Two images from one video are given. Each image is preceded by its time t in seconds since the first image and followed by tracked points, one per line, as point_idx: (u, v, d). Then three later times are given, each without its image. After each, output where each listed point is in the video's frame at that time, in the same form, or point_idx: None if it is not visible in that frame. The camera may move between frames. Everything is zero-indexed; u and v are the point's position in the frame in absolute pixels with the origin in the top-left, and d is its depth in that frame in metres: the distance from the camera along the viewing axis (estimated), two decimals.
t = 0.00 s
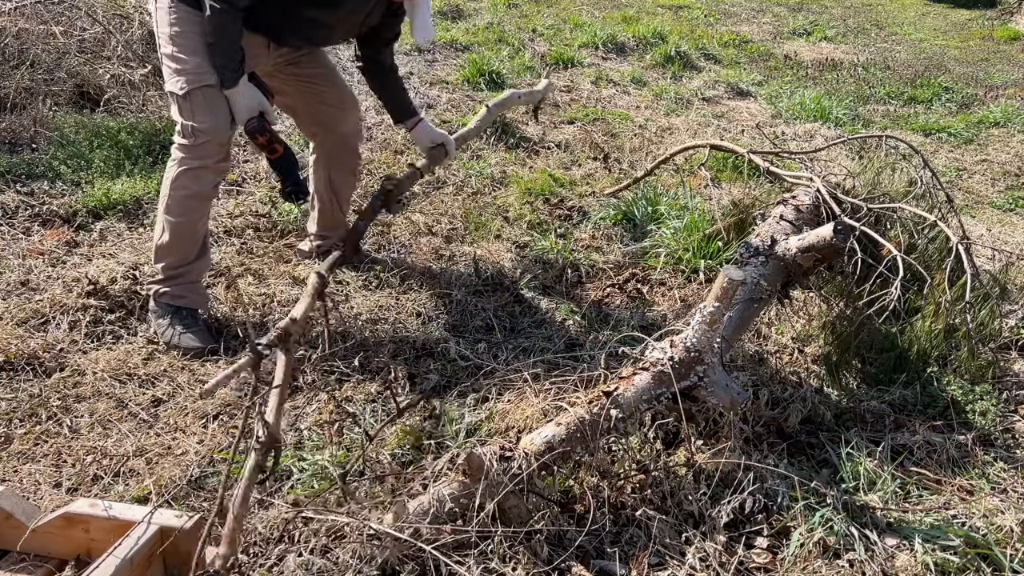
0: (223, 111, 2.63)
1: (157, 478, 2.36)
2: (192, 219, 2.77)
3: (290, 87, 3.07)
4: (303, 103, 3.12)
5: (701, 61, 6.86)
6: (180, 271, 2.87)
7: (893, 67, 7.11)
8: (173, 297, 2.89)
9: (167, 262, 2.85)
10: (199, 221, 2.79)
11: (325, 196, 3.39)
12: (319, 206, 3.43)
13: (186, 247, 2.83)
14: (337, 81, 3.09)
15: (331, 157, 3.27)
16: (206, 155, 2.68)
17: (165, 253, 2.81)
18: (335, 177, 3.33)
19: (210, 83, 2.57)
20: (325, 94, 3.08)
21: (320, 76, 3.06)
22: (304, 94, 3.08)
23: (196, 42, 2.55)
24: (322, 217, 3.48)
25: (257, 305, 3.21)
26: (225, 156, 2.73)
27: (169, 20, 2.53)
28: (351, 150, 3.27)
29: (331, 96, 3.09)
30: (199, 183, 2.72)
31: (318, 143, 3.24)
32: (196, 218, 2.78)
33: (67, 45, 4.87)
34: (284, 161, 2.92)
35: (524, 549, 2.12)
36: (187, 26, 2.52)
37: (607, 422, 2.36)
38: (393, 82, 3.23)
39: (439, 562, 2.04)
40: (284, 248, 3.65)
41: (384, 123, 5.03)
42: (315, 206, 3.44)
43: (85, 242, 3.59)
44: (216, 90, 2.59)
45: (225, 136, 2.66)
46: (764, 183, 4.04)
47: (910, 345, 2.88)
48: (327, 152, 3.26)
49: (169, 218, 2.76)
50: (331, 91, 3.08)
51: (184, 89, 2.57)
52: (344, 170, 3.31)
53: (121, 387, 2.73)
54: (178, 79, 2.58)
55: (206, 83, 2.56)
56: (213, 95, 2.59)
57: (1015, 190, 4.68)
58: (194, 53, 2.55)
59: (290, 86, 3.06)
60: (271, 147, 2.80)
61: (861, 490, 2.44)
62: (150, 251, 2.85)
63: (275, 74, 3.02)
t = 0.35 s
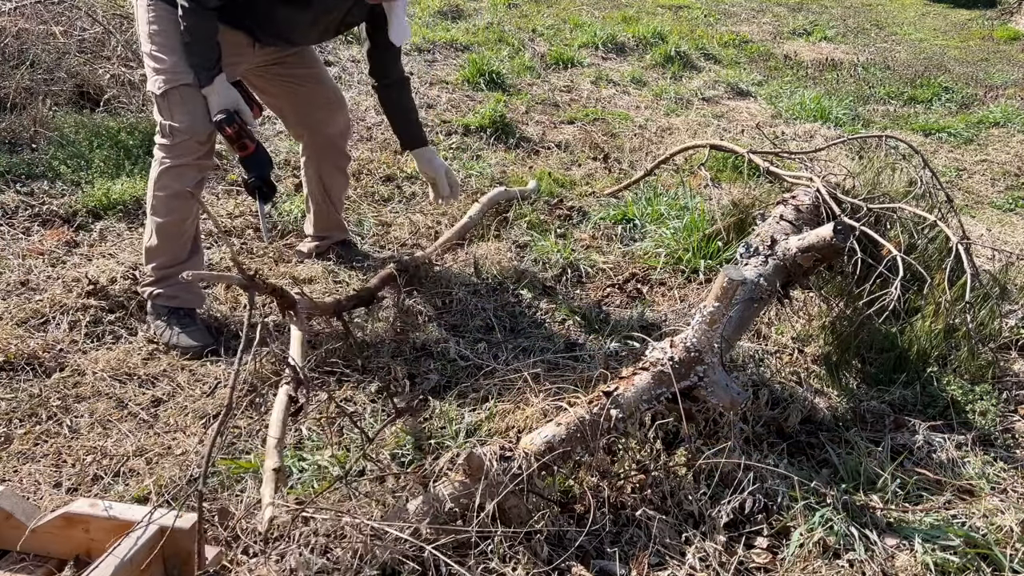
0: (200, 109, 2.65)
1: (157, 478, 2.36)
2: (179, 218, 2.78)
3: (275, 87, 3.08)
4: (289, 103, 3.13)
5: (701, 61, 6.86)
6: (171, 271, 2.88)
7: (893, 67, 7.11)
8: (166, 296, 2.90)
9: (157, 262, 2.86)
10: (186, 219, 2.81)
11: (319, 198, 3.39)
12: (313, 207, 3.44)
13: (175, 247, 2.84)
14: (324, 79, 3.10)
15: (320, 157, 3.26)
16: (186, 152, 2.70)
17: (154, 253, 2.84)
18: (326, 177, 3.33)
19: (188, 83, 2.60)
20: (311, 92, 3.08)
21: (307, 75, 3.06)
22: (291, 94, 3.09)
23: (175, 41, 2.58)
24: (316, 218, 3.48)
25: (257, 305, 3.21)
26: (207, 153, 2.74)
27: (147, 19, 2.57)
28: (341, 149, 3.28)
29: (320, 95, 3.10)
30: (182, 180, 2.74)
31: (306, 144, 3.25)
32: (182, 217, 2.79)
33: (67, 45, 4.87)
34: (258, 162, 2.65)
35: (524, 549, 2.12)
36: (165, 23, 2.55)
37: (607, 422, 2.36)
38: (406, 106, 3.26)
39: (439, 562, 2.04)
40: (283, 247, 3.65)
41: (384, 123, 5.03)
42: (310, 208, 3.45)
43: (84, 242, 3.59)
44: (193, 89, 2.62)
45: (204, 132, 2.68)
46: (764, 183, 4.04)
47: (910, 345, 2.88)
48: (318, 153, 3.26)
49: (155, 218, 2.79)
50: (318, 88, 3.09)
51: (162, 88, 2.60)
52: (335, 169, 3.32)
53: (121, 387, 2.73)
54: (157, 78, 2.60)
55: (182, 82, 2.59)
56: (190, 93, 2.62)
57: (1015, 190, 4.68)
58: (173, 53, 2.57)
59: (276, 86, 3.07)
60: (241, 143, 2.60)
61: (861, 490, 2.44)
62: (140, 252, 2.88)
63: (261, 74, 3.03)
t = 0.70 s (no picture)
0: (184, 107, 2.64)
1: (157, 478, 2.35)
2: (175, 226, 2.79)
3: (255, 94, 3.09)
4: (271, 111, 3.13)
5: (701, 61, 6.86)
6: (171, 276, 2.90)
7: (893, 67, 7.11)
8: (167, 301, 2.91)
9: (157, 270, 2.88)
10: (182, 226, 2.81)
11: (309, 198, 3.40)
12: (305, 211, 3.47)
13: (173, 253, 2.85)
14: (298, 72, 3.09)
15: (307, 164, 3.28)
16: (177, 159, 2.69)
17: (152, 260, 2.85)
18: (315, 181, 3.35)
19: (170, 81, 2.61)
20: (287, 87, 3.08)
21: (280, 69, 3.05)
22: (269, 93, 3.08)
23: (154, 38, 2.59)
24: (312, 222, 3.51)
25: (257, 305, 3.21)
26: (198, 157, 2.73)
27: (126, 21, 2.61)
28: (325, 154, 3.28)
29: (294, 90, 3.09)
30: (177, 187, 2.74)
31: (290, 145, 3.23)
32: (178, 224, 2.79)
33: (67, 45, 4.88)
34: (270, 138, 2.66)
35: (524, 549, 2.12)
36: (140, 22, 2.58)
37: (607, 422, 2.37)
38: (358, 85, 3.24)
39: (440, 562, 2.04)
40: (282, 247, 3.65)
41: (384, 123, 5.03)
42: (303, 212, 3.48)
43: (84, 243, 3.59)
44: (178, 87, 2.63)
45: (192, 134, 2.67)
46: (764, 183, 4.04)
47: (910, 345, 2.88)
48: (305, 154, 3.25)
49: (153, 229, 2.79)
50: (291, 83, 3.08)
51: (147, 91, 2.62)
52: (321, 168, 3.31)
53: (121, 387, 2.73)
54: (143, 80, 2.62)
55: (165, 81, 2.60)
56: (174, 94, 2.62)
57: (1015, 190, 4.68)
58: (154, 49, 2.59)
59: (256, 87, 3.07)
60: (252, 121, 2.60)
61: (861, 490, 2.44)
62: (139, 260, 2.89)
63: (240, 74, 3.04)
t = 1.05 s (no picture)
0: (181, 115, 2.59)
1: (157, 478, 2.35)
2: (172, 235, 2.78)
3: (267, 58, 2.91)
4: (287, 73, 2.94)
5: (701, 61, 6.86)
6: (170, 283, 2.90)
7: (893, 67, 7.11)
8: (167, 305, 2.92)
9: (158, 278, 2.89)
10: (179, 236, 2.79)
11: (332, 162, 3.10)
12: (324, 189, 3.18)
13: (172, 260, 2.85)
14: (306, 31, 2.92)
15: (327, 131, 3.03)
16: (175, 172, 2.67)
17: (151, 265, 2.86)
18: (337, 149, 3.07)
19: (163, 86, 2.57)
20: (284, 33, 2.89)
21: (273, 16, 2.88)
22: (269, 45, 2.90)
23: (143, 44, 2.59)
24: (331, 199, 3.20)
25: (257, 305, 3.21)
26: (197, 169, 2.69)
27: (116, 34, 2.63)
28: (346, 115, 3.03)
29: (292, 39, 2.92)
30: (174, 199, 2.71)
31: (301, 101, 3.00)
32: (175, 234, 2.78)
33: (67, 45, 4.88)
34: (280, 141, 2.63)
35: (524, 549, 2.11)
36: (133, 29, 2.58)
37: (607, 423, 2.38)
38: None
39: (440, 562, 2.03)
40: (283, 246, 3.65)
41: (384, 123, 5.03)
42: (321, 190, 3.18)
43: (84, 243, 3.59)
44: (171, 93, 2.58)
45: (190, 145, 2.62)
46: (764, 183, 4.04)
47: (910, 345, 2.88)
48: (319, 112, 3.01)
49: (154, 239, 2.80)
50: (284, 36, 2.88)
51: (144, 99, 2.61)
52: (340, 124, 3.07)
53: (121, 387, 2.73)
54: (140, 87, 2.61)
55: (159, 91, 2.58)
56: (168, 104, 2.59)
57: (1015, 190, 4.68)
58: (141, 55, 2.58)
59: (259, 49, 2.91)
60: (261, 121, 2.59)
61: (861, 490, 2.44)
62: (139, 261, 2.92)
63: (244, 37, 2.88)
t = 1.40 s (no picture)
0: (189, 118, 2.62)
1: (157, 478, 2.35)
2: (175, 237, 2.80)
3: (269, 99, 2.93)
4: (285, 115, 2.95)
5: (701, 61, 6.86)
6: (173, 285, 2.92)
7: (893, 67, 7.11)
8: (168, 307, 2.92)
9: (160, 279, 2.91)
10: (182, 239, 2.82)
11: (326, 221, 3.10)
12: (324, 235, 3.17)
13: (175, 263, 2.87)
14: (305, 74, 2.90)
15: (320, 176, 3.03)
16: (180, 173, 2.69)
17: (154, 267, 2.88)
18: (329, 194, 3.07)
19: (172, 89, 2.59)
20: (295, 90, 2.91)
21: (288, 74, 2.89)
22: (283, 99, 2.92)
23: (167, 46, 2.59)
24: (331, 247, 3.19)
25: (257, 305, 3.21)
26: (202, 172, 2.72)
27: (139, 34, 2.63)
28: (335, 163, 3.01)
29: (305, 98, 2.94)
30: (178, 201, 2.74)
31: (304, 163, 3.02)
32: (178, 236, 2.80)
33: (67, 45, 4.88)
34: (293, 175, 2.58)
35: (524, 549, 2.10)
36: (149, 27, 2.59)
37: (607, 422, 2.39)
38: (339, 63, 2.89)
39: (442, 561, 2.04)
40: (283, 246, 3.65)
41: (384, 123, 5.04)
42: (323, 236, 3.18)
43: (85, 242, 3.59)
44: (180, 95, 2.60)
45: (195, 150, 2.66)
46: (764, 183, 4.04)
47: (910, 345, 2.87)
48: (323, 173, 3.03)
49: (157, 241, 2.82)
50: (286, 78, 2.89)
51: (155, 100, 2.63)
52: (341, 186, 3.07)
53: (121, 387, 2.73)
54: (153, 89, 2.63)
55: (170, 93, 2.60)
56: (177, 106, 2.61)
57: (1015, 190, 4.68)
58: (164, 57, 2.59)
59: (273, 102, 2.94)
60: (278, 151, 2.55)
61: (861, 490, 2.44)
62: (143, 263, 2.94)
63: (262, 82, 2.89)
